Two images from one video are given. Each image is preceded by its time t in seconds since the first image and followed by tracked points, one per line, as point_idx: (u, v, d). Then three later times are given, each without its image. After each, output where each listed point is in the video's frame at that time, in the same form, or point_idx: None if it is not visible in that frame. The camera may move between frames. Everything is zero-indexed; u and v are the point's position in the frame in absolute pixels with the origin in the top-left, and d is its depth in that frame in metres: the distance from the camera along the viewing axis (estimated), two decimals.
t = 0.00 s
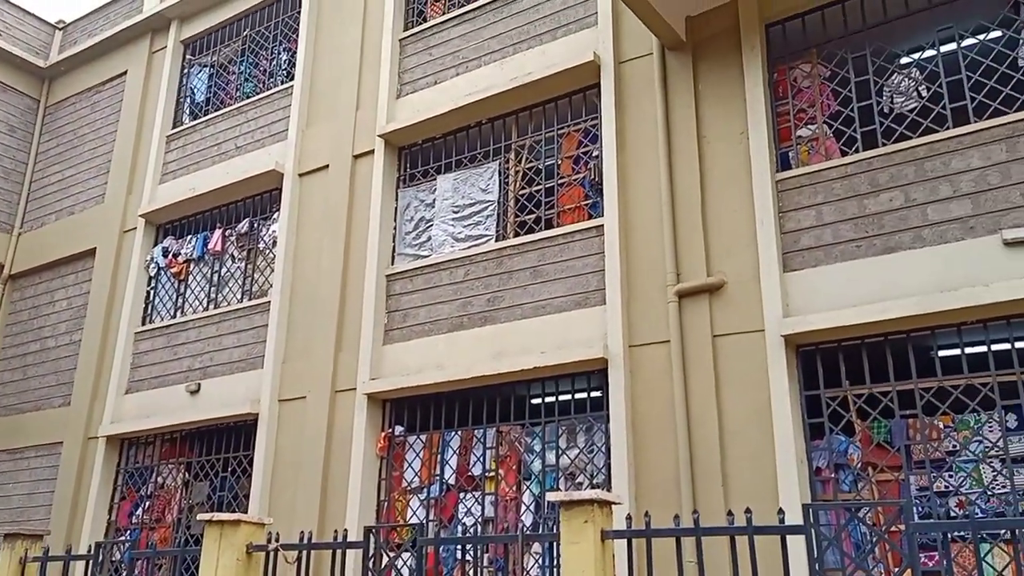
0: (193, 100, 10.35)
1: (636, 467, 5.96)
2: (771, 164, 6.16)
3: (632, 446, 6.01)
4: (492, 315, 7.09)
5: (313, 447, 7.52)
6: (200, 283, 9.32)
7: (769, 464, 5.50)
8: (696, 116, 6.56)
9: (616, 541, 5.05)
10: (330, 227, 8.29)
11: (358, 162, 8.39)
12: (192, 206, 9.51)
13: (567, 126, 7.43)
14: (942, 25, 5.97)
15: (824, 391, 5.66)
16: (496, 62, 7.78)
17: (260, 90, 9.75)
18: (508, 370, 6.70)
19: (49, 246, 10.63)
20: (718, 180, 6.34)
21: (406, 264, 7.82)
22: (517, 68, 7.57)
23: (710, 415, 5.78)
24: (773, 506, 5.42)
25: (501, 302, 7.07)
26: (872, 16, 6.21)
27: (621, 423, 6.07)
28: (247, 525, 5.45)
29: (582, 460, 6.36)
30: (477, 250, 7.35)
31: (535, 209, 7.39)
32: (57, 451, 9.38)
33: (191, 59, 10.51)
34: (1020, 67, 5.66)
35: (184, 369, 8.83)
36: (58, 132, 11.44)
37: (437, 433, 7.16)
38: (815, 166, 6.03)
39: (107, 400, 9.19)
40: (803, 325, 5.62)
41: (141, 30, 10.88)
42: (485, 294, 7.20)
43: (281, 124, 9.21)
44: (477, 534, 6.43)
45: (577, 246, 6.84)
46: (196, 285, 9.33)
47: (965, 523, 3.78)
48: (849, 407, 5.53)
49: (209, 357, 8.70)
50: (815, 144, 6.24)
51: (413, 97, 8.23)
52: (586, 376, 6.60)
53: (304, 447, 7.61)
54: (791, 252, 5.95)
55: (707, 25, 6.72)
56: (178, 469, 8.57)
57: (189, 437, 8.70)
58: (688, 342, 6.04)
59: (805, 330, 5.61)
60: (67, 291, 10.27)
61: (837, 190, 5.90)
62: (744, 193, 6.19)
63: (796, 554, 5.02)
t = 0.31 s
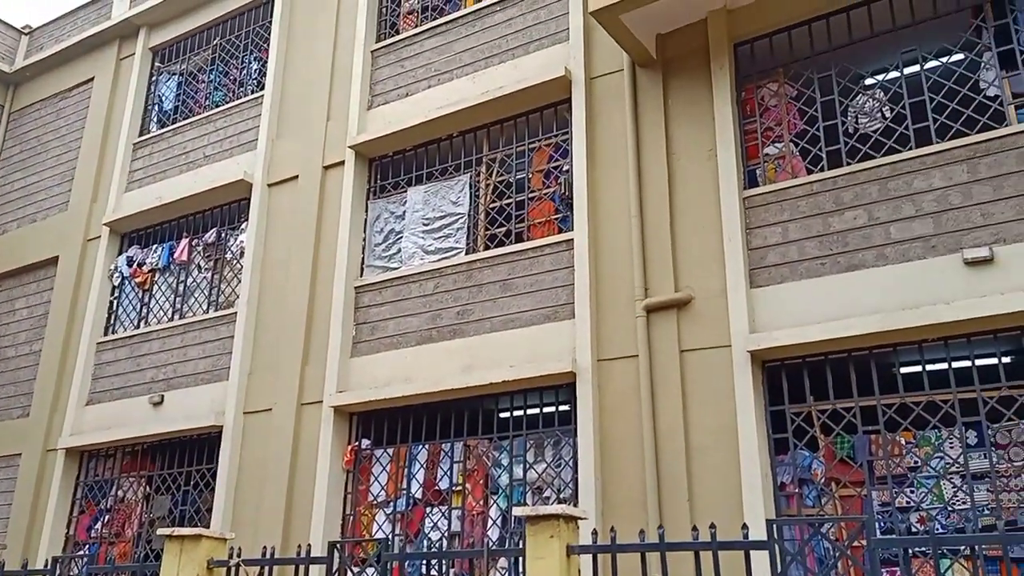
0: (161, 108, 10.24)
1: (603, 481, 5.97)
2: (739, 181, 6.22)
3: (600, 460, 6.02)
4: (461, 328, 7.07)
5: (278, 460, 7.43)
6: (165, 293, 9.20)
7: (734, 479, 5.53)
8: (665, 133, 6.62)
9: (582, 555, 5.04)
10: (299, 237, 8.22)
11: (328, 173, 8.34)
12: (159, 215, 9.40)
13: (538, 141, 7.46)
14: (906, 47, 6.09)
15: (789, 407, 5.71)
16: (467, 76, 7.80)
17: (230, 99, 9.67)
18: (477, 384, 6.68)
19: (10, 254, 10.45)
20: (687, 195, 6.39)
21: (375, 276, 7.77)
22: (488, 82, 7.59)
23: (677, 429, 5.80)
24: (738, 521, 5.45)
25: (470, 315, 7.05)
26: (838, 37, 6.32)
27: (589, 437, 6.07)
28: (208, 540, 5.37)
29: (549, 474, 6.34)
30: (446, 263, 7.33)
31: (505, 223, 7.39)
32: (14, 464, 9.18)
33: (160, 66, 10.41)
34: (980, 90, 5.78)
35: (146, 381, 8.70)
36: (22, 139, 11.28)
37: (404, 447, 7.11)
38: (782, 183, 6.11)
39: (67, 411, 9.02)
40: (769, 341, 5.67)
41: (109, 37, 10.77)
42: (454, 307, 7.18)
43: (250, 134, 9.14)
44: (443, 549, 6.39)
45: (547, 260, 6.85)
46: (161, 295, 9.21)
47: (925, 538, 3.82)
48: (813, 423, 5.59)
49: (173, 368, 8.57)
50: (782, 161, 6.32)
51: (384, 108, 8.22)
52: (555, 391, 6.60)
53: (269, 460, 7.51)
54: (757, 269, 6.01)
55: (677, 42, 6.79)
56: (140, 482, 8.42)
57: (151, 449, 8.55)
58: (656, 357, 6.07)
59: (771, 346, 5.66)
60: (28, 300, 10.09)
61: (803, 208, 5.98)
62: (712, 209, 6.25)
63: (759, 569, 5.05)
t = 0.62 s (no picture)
0: (123, 116, 10.09)
1: (562, 499, 5.95)
2: (701, 202, 6.29)
3: (560, 479, 6.00)
4: (423, 343, 7.03)
5: (234, 476, 7.31)
6: (121, 303, 9.03)
7: (692, 498, 5.55)
8: (630, 153, 6.68)
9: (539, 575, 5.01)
10: (260, 249, 8.13)
11: (292, 185, 8.27)
12: (117, 224, 9.24)
13: (504, 158, 7.47)
14: (865, 74, 6.21)
15: (747, 427, 5.75)
16: (435, 92, 7.80)
17: (194, 109, 9.56)
18: (438, 400, 6.64)
19: None
20: (650, 216, 6.45)
21: (337, 289, 7.70)
22: (456, 99, 7.61)
23: (637, 448, 5.81)
24: (695, 541, 5.46)
25: (433, 330, 7.02)
26: (799, 63, 6.44)
27: (549, 455, 6.06)
28: (159, 557, 5.25)
29: (509, 492, 6.31)
30: (410, 278, 7.29)
31: (470, 238, 7.38)
32: None
33: (122, 73, 10.27)
34: (937, 118, 5.92)
35: (100, 393, 8.51)
36: None
37: (363, 463, 7.04)
38: (743, 206, 6.18)
39: (17, 423, 8.79)
40: (729, 361, 5.71)
41: (71, 42, 10.61)
42: (417, 322, 7.14)
43: (214, 144, 9.03)
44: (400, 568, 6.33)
45: (511, 276, 6.84)
46: (117, 305, 9.04)
47: (877, 559, 3.86)
48: (771, 443, 5.64)
49: (127, 381, 8.40)
50: (744, 184, 6.41)
51: (350, 121, 8.18)
52: (516, 408, 6.58)
53: (224, 475, 7.38)
54: (719, 289, 6.06)
55: (643, 64, 6.85)
56: (90, 496, 8.22)
57: (103, 463, 8.36)
58: (617, 375, 6.08)
59: (730, 366, 5.70)
60: None
61: (763, 230, 6.06)
62: (674, 230, 6.30)
63: None
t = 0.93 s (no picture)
0: (80, 120, 9.92)
1: (518, 515, 5.92)
2: (662, 220, 6.34)
3: (517, 494, 5.98)
4: (382, 356, 6.97)
5: (185, 488, 7.16)
6: (73, 310, 8.85)
7: (648, 515, 5.56)
8: (592, 169, 6.72)
9: None
10: (218, 258, 8.02)
11: (252, 194, 8.18)
12: (71, 229, 9.05)
13: (468, 172, 7.48)
14: (822, 99, 6.34)
15: (703, 444, 5.79)
16: (399, 104, 7.79)
17: (153, 114, 9.41)
18: (396, 413, 6.58)
19: None
20: (611, 233, 6.48)
21: (296, 300, 7.62)
22: (420, 111, 7.60)
23: (594, 464, 5.81)
24: (649, 558, 5.47)
25: (393, 343, 6.97)
26: (759, 86, 6.54)
27: (506, 470, 6.03)
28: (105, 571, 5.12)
29: (465, 508, 6.27)
30: (370, 290, 7.24)
31: (432, 251, 7.36)
32: None
33: (81, 77, 10.11)
34: (891, 143, 6.05)
35: (49, 402, 8.32)
36: None
37: (318, 476, 6.95)
38: (703, 224, 6.25)
39: None
40: (686, 378, 5.75)
41: (30, 44, 10.44)
42: (376, 334, 7.09)
43: (173, 150, 8.90)
44: None
45: (472, 290, 6.83)
46: (69, 312, 8.85)
47: None
48: (726, 460, 5.68)
49: (78, 390, 8.21)
50: (704, 203, 6.48)
51: (313, 131, 8.12)
52: (474, 422, 6.55)
53: (175, 488, 7.23)
54: (677, 306, 6.11)
55: (607, 82, 6.92)
56: (36, 507, 8.01)
57: (50, 474, 8.15)
58: (576, 391, 6.09)
59: (688, 383, 5.74)
60: None
61: (722, 249, 6.13)
62: (635, 247, 6.35)
63: None
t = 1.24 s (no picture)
0: (33, 117, 9.71)
1: (474, 522, 5.91)
2: (621, 228, 6.39)
3: (473, 501, 5.97)
4: (339, 361, 6.91)
5: (133, 493, 7.01)
6: (22, 310, 8.66)
7: (603, 522, 5.58)
8: (553, 177, 6.74)
9: None
10: (173, 259, 7.89)
11: (209, 195, 8.07)
12: (21, 228, 8.85)
13: (428, 176, 7.46)
14: (779, 112, 6.45)
15: (658, 451, 5.83)
16: (361, 107, 7.75)
17: (108, 112, 9.24)
18: (352, 418, 6.52)
19: None
20: (571, 240, 6.51)
21: (252, 303, 7.52)
22: (382, 115, 7.57)
23: (550, 471, 5.82)
24: (603, 565, 5.49)
25: (350, 347, 6.91)
26: (718, 98, 6.64)
27: (463, 476, 6.01)
28: None
29: (420, 514, 6.23)
30: (328, 294, 7.18)
31: (391, 256, 7.33)
32: None
33: (35, 73, 9.90)
34: (845, 157, 6.17)
35: None
36: None
37: (271, 482, 6.86)
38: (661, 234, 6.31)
39: None
40: (642, 385, 5.79)
41: None
42: (334, 339, 7.03)
43: (128, 149, 8.74)
44: None
45: (431, 295, 6.81)
46: (17, 312, 8.65)
47: None
48: (681, 468, 5.73)
49: (24, 392, 8.01)
50: (662, 213, 6.54)
51: (273, 133, 8.04)
52: (431, 429, 6.52)
53: (123, 493, 7.07)
54: (635, 315, 6.15)
55: (569, 90, 6.96)
56: None
57: None
58: (533, 398, 6.10)
59: (644, 391, 5.78)
60: None
61: (680, 259, 6.19)
62: (594, 255, 6.38)
63: None
